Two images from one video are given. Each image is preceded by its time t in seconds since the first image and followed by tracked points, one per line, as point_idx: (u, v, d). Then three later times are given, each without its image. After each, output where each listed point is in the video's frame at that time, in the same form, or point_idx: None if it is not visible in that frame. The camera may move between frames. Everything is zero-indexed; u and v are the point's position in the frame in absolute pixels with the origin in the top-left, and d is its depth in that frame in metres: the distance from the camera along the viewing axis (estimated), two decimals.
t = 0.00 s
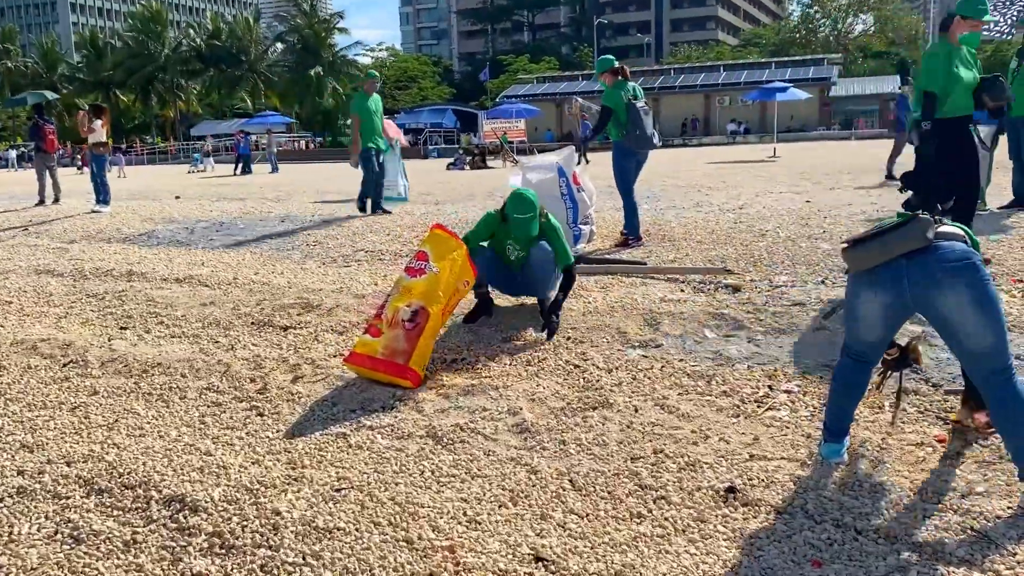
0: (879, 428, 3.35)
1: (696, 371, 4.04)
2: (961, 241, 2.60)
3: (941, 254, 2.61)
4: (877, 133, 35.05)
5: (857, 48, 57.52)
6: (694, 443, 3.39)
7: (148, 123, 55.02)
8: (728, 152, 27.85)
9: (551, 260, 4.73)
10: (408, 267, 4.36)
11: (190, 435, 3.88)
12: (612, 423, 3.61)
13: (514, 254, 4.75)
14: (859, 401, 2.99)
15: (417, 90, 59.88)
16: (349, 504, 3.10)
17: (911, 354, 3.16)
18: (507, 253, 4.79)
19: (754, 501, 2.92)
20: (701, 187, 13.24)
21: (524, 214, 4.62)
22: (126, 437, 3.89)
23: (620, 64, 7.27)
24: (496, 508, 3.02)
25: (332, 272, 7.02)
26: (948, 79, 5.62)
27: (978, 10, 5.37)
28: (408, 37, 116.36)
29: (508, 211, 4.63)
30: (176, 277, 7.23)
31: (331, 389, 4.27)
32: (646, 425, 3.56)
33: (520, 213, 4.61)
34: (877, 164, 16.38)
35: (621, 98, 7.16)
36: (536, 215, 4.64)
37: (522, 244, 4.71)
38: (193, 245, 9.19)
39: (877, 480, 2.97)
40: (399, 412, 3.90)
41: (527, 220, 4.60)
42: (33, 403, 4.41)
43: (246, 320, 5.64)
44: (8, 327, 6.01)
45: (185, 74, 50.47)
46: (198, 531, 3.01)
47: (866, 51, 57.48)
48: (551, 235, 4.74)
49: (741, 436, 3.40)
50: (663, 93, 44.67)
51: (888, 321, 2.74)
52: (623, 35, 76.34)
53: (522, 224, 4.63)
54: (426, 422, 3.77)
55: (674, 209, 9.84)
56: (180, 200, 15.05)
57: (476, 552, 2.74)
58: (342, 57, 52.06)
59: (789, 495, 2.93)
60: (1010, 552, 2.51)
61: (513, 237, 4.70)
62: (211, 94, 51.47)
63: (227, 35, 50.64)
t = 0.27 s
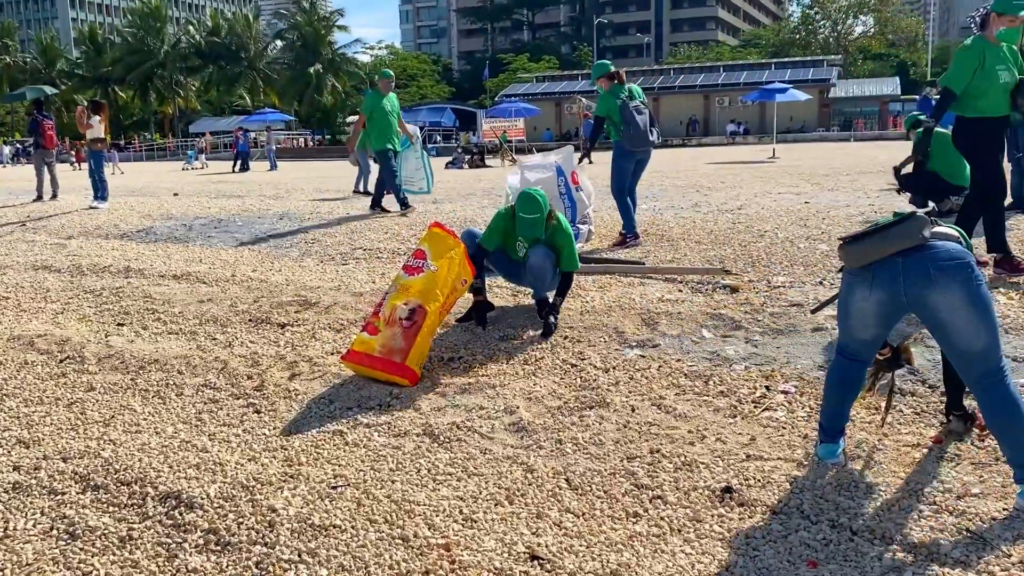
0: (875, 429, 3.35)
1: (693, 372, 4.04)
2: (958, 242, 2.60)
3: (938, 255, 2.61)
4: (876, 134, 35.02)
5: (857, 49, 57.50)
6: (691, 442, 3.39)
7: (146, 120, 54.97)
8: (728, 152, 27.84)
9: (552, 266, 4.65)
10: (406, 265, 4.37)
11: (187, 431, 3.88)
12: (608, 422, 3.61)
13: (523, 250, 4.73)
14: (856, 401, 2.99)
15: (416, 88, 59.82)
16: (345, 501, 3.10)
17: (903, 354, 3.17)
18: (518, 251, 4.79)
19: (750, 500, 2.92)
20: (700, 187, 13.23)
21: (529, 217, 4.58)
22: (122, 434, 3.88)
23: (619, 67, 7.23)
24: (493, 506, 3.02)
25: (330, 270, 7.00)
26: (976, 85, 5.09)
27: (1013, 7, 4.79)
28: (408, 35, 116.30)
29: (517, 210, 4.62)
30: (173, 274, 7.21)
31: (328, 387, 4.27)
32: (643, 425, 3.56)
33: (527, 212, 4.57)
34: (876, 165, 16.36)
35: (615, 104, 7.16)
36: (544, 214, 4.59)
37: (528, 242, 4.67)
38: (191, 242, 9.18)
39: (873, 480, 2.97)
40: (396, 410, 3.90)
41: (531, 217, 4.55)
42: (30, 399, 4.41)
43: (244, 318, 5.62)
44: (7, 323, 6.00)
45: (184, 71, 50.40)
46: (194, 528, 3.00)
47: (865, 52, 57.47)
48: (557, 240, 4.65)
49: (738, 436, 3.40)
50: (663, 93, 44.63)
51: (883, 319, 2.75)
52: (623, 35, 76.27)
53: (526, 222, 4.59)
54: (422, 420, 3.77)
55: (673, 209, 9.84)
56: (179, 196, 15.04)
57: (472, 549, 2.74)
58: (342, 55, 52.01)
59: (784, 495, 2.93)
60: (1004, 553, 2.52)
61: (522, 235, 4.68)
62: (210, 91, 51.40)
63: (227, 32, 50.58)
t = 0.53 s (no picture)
0: (871, 430, 3.37)
1: (692, 372, 4.05)
2: (955, 242, 2.61)
3: (934, 256, 2.62)
4: (876, 137, 34.98)
5: (857, 52, 57.51)
6: (686, 444, 3.40)
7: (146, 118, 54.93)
8: (729, 154, 27.80)
9: (556, 266, 4.64)
10: (405, 264, 4.38)
11: (183, 429, 3.88)
12: (605, 423, 3.61)
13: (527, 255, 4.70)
14: (849, 404, 3.00)
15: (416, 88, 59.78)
16: (343, 499, 3.10)
17: (895, 353, 3.20)
18: (522, 257, 4.76)
19: (747, 501, 2.93)
20: (700, 189, 13.25)
21: (525, 221, 4.55)
22: (120, 431, 3.88)
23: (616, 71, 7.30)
24: (489, 505, 3.02)
25: (329, 269, 7.01)
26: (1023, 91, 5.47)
27: None
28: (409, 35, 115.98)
29: (515, 216, 4.56)
30: (172, 272, 7.21)
31: (326, 385, 4.27)
32: (640, 425, 3.57)
33: (526, 217, 4.54)
34: (875, 168, 16.35)
35: (611, 107, 7.21)
36: (541, 216, 4.56)
37: (530, 246, 4.65)
38: (189, 240, 9.18)
39: (866, 484, 2.98)
40: (395, 409, 3.90)
41: (530, 222, 4.53)
42: (28, 396, 4.40)
43: (242, 316, 5.61)
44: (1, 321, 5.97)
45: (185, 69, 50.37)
46: (192, 525, 3.01)
47: (866, 56, 57.48)
48: (557, 240, 4.64)
49: (735, 437, 3.41)
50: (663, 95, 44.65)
51: (880, 319, 2.75)
52: (623, 36, 76.27)
53: (526, 228, 4.55)
54: (420, 420, 3.77)
55: (671, 211, 9.87)
56: (179, 195, 15.01)
57: (468, 548, 2.75)
58: (343, 55, 52.02)
59: (780, 496, 2.94)
60: (1000, 556, 2.52)
61: (525, 241, 4.64)
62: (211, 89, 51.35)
63: (228, 31, 50.59)
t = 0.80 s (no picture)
0: (869, 434, 3.38)
1: (691, 375, 4.06)
2: (954, 245, 2.61)
3: (934, 259, 2.62)
4: (877, 142, 34.98)
5: (858, 56, 57.54)
6: (684, 446, 3.40)
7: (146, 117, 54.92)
8: (728, 156, 27.78)
9: (553, 268, 4.65)
10: (403, 266, 4.38)
11: (181, 429, 3.88)
12: (603, 425, 3.62)
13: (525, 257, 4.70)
14: (847, 406, 3.00)
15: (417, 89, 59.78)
16: (340, 500, 3.11)
17: (889, 357, 3.22)
18: (520, 258, 4.75)
19: (743, 503, 2.94)
20: (700, 192, 13.26)
21: (519, 223, 4.53)
22: (119, 431, 3.89)
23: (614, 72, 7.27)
24: (486, 507, 3.03)
25: (328, 270, 7.01)
26: None
27: None
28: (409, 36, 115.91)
29: (510, 219, 4.54)
30: (172, 272, 7.21)
31: (325, 386, 4.27)
32: (639, 427, 3.57)
33: (522, 221, 4.53)
34: (876, 172, 16.35)
35: (607, 109, 7.22)
36: (537, 218, 4.54)
37: (529, 247, 4.64)
38: (189, 241, 9.18)
39: (863, 486, 2.98)
40: (394, 410, 3.91)
41: (527, 225, 4.51)
42: (27, 394, 4.41)
43: (242, 317, 5.62)
44: None
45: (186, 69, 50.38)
46: (190, 525, 3.01)
47: (866, 60, 57.52)
48: (555, 241, 4.63)
49: (733, 439, 3.42)
50: (663, 97, 44.65)
51: (878, 321, 2.75)
52: (624, 39, 76.24)
53: (522, 230, 4.54)
54: (418, 421, 3.78)
55: (672, 214, 9.88)
56: (179, 195, 15.01)
57: (465, 549, 2.75)
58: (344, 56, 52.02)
59: (776, 498, 2.94)
60: (995, 559, 2.53)
61: (523, 244, 4.63)
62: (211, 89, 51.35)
63: (229, 31, 50.60)
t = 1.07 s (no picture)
0: (868, 439, 3.38)
1: (690, 379, 4.06)
2: (953, 249, 2.62)
3: (935, 262, 2.62)
4: (876, 147, 34.99)
5: (858, 61, 57.57)
6: (683, 450, 3.40)
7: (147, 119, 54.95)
8: (728, 161, 27.79)
9: (552, 272, 4.65)
10: (404, 269, 4.39)
11: (180, 431, 3.88)
12: (603, 429, 3.62)
13: (523, 261, 4.71)
14: (847, 411, 3.00)
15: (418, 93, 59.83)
16: (339, 503, 3.11)
17: (887, 361, 3.22)
18: (518, 262, 4.76)
19: (742, 508, 2.93)
20: (700, 196, 13.27)
21: (519, 228, 4.54)
22: (118, 432, 3.89)
23: (615, 78, 7.34)
24: (485, 510, 3.03)
25: (328, 273, 7.02)
26: None
27: None
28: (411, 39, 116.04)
29: (509, 223, 4.55)
30: (173, 274, 7.21)
31: (324, 388, 4.27)
32: (639, 432, 3.57)
33: (521, 224, 4.54)
34: (875, 177, 16.35)
35: (602, 114, 7.29)
36: (536, 222, 4.56)
37: (527, 251, 4.64)
38: (189, 242, 9.18)
39: (861, 491, 2.98)
40: (392, 413, 3.91)
41: (526, 229, 4.52)
42: (26, 395, 4.41)
43: (241, 319, 5.62)
44: None
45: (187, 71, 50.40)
46: (188, 527, 3.01)
47: (866, 65, 57.55)
48: (554, 246, 4.63)
49: (731, 444, 3.42)
50: (664, 101, 44.67)
51: (879, 324, 2.75)
52: (624, 43, 76.33)
53: (521, 234, 4.55)
54: (417, 425, 3.77)
55: (671, 218, 9.89)
56: (179, 197, 15.01)
57: (464, 553, 2.75)
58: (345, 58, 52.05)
59: (774, 503, 2.94)
60: (992, 565, 2.54)
61: (521, 248, 4.64)
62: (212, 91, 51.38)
63: (230, 33, 50.65)
